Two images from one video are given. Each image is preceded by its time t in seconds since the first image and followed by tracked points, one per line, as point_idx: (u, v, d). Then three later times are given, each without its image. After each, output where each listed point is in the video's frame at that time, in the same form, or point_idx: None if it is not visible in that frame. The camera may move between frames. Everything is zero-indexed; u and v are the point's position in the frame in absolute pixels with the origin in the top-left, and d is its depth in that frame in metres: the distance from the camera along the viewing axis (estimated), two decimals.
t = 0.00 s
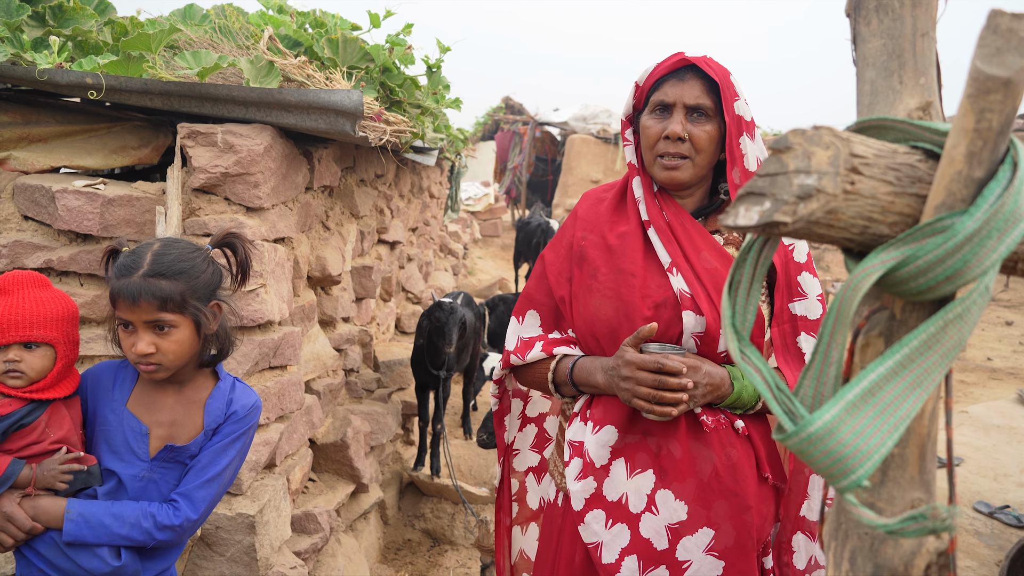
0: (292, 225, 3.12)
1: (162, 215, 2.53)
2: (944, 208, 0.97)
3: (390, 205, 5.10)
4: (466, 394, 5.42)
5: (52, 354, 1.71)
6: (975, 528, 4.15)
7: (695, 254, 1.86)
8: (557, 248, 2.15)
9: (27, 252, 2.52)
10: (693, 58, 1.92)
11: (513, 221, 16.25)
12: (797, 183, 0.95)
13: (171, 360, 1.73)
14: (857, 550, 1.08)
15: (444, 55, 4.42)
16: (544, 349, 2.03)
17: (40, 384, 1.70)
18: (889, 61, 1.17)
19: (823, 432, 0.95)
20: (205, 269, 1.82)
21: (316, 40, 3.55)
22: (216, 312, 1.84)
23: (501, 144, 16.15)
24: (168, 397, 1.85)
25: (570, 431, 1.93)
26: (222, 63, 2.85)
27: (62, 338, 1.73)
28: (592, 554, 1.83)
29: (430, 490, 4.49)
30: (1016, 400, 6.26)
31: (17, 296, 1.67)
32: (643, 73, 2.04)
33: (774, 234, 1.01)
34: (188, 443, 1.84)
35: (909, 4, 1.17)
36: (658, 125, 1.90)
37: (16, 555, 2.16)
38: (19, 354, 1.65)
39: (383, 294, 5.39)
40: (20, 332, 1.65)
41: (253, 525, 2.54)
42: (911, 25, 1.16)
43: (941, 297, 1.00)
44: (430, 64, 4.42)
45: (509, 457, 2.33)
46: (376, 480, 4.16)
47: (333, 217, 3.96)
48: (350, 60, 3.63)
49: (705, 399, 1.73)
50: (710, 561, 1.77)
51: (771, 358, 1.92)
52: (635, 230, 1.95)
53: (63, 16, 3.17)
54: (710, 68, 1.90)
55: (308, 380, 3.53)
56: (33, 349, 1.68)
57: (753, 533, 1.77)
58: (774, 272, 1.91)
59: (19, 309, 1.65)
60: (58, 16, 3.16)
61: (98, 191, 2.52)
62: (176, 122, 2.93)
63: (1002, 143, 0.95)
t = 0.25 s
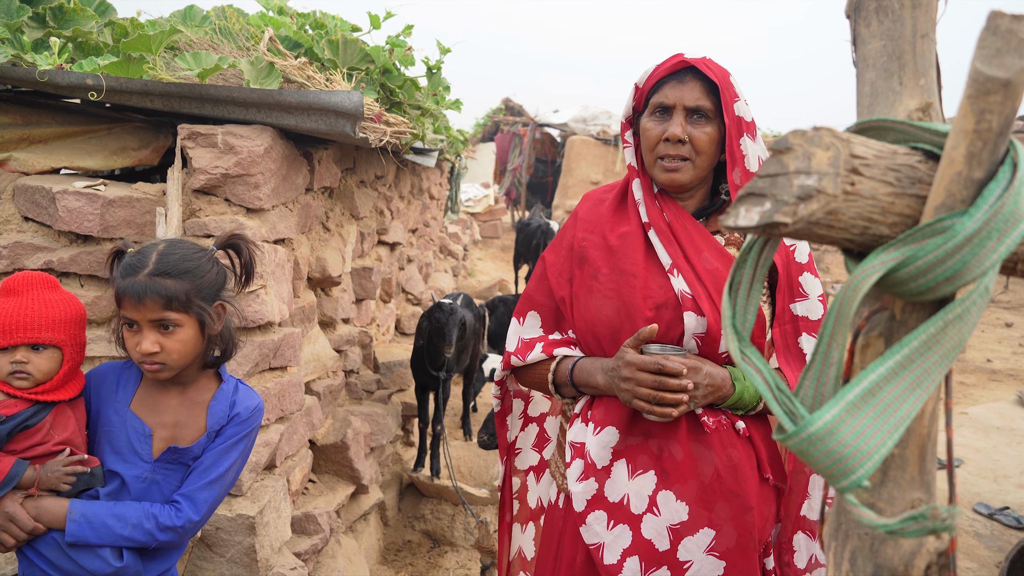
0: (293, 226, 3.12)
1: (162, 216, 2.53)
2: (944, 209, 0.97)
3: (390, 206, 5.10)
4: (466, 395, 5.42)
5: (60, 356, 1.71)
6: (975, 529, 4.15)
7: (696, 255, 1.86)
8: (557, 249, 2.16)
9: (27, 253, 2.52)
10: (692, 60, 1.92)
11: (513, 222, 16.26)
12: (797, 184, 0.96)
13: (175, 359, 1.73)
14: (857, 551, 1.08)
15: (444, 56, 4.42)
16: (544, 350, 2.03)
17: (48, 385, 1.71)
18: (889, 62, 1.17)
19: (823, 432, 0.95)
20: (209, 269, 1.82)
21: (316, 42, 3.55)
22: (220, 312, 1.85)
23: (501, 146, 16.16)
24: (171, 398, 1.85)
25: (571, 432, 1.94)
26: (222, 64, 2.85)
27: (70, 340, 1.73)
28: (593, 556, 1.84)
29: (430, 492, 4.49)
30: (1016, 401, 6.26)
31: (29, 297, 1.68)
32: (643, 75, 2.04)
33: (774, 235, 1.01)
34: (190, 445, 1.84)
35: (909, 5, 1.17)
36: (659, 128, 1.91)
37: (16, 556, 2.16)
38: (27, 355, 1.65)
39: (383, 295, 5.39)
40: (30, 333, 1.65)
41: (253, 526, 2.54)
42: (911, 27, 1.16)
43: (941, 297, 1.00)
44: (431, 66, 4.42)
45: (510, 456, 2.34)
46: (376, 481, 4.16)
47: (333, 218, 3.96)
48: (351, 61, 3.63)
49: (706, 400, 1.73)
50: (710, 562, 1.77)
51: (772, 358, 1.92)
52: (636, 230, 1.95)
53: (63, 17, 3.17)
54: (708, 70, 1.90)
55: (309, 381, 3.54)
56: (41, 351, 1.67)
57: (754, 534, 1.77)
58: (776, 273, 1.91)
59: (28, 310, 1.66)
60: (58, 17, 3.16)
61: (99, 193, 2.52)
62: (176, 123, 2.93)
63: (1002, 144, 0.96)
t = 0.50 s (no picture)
0: (293, 227, 3.13)
1: (163, 217, 2.52)
2: (944, 210, 0.97)
3: (390, 207, 5.10)
4: (467, 395, 5.42)
5: (65, 359, 1.71)
6: (976, 530, 4.14)
7: (697, 253, 1.86)
8: (558, 248, 2.16)
9: (28, 254, 2.52)
10: (689, 61, 1.93)
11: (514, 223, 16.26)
12: (797, 185, 0.96)
13: (181, 359, 1.73)
14: (858, 551, 1.09)
15: (444, 57, 4.42)
16: (546, 351, 2.04)
17: (53, 388, 1.71)
18: (889, 63, 1.17)
19: (823, 433, 0.95)
20: (216, 270, 1.82)
21: (317, 43, 3.56)
22: (226, 312, 1.85)
23: (501, 146, 16.16)
24: (175, 398, 1.85)
25: (574, 431, 1.93)
26: (223, 65, 2.85)
27: (75, 343, 1.73)
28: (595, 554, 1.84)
29: (431, 492, 4.49)
30: (1016, 402, 6.26)
31: (35, 299, 1.68)
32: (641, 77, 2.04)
33: (774, 235, 1.01)
34: (194, 445, 1.84)
35: (909, 6, 1.17)
36: (657, 129, 1.91)
37: (16, 557, 2.16)
38: (33, 357, 1.65)
39: (384, 296, 5.40)
40: (36, 335, 1.65)
41: (253, 527, 2.54)
42: (911, 27, 1.17)
43: (942, 298, 1.00)
44: (431, 67, 4.42)
45: (512, 456, 2.34)
46: (376, 482, 4.16)
47: (333, 219, 3.96)
48: (351, 62, 3.64)
49: (707, 398, 1.73)
50: (710, 559, 1.78)
51: (775, 357, 1.93)
52: (637, 229, 1.95)
53: (64, 18, 3.18)
54: (704, 71, 1.90)
55: (309, 382, 3.54)
56: (46, 353, 1.68)
57: (756, 533, 1.77)
58: (778, 271, 1.91)
59: (34, 313, 1.66)
60: (59, 18, 3.16)
61: (100, 194, 2.52)
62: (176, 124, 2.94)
63: (1003, 144, 0.96)
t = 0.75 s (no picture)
0: (294, 228, 3.13)
1: (164, 217, 2.53)
2: (945, 211, 0.97)
3: (391, 208, 5.11)
4: (467, 396, 5.42)
5: (67, 361, 1.72)
6: (976, 531, 4.14)
7: (698, 251, 1.87)
8: (560, 249, 2.16)
9: (29, 254, 2.53)
10: (689, 62, 1.92)
11: (514, 224, 16.27)
12: (799, 185, 0.96)
13: (183, 361, 1.73)
14: (859, 552, 1.09)
15: (445, 58, 4.42)
16: (547, 349, 2.04)
17: (55, 391, 1.71)
18: (890, 64, 1.18)
19: (824, 434, 0.95)
20: (218, 273, 1.83)
21: (318, 43, 3.56)
22: (227, 314, 1.85)
23: (502, 147, 16.17)
24: (176, 399, 1.85)
25: (575, 431, 1.94)
26: (224, 65, 2.86)
27: (78, 346, 1.73)
28: (597, 553, 1.83)
29: (431, 493, 4.50)
30: (1016, 403, 6.26)
31: (38, 302, 1.68)
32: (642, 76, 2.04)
33: (775, 236, 1.01)
34: (196, 446, 1.84)
35: (911, 7, 1.17)
36: (656, 130, 1.91)
37: (17, 557, 2.16)
38: (35, 360, 1.66)
39: (385, 296, 5.40)
40: (38, 339, 1.65)
41: (254, 527, 2.54)
42: (912, 29, 1.17)
43: (943, 298, 1.00)
44: (432, 67, 4.42)
45: (515, 458, 2.34)
46: (377, 482, 4.16)
47: (334, 219, 3.97)
48: (352, 63, 3.65)
49: (708, 396, 1.73)
50: (711, 557, 1.78)
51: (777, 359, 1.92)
52: (638, 228, 1.95)
53: (65, 18, 3.18)
54: (704, 72, 1.90)
55: (310, 382, 3.54)
56: (49, 356, 1.68)
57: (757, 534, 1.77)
58: (779, 272, 1.91)
59: (38, 316, 1.66)
60: (60, 19, 3.17)
61: (101, 194, 2.52)
62: (177, 124, 2.94)
63: (1004, 145, 0.96)
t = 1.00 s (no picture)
0: (295, 228, 3.13)
1: (165, 217, 2.53)
2: (946, 211, 0.97)
3: (392, 208, 5.11)
4: (467, 396, 5.42)
5: (67, 357, 1.72)
6: (976, 532, 4.14)
7: (700, 252, 1.87)
8: (564, 250, 2.15)
9: (30, 253, 2.53)
10: (702, 67, 1.91)
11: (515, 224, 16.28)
12: (800, 185, 0.96)
13: (182, 361, 1.74)
14: (859, 552, 1.09)
15: (446, 58, 4.42)
16: (550, 349, 2.04)
17: (54, 386, 1.71)
18: (891, 65, 1.18)
19: (824, 434, 0.95)
20: (216, 273, 1.82)
21: (318, 44, 3.57)
22: (226, 314, 1.85)
23: (503, 148, 16.17)
24: (177, 398, 1.85)
25: (577, 430, 1.94)
26: (225, 65, 2.86)
27: (77, 341, 1.74)
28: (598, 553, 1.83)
29: (431, 493, 4.50)
30: (1017, 404, 6.25)
31: (38, 297, 1.69)
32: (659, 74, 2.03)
33: (775, 236, 1.02)
34: (197, 445, 1.84)
35: (911, 8, 1.18)
36: (661, 129, 1.90)
37: (18, 556, 2.16)
38: (36, 356, 1.66)
39: (385, 296, 5.40)
40: (39, 334, 1.66)
41: (254, 527, 2.54)
42: (913, 29, 1.17)
43: (943, 298, 1.00)
44: (433, 67, 4.42)
45: (521, 459, 2.34)
46: (377, 482, 4.16)
47: (334, 219, 3.97)
48: (352, 63, 3.65)
49: (707, 397, 1.74)
50: (712, 558, 1.78)
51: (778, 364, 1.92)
52: (641, 228, 1.96)
53: (67, 18, 3.19)
54: (716, 78, 1.89)
55: (310, 382, 3.54)
56: (49, 352, 1.69)
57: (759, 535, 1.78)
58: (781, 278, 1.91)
59: (38, 312, 1.67)
60: (61, 19, 3.17)
61: (102, 194, 2.52)
62: (178, 124, 2.95)
63: (1004, 146, 0.96)
